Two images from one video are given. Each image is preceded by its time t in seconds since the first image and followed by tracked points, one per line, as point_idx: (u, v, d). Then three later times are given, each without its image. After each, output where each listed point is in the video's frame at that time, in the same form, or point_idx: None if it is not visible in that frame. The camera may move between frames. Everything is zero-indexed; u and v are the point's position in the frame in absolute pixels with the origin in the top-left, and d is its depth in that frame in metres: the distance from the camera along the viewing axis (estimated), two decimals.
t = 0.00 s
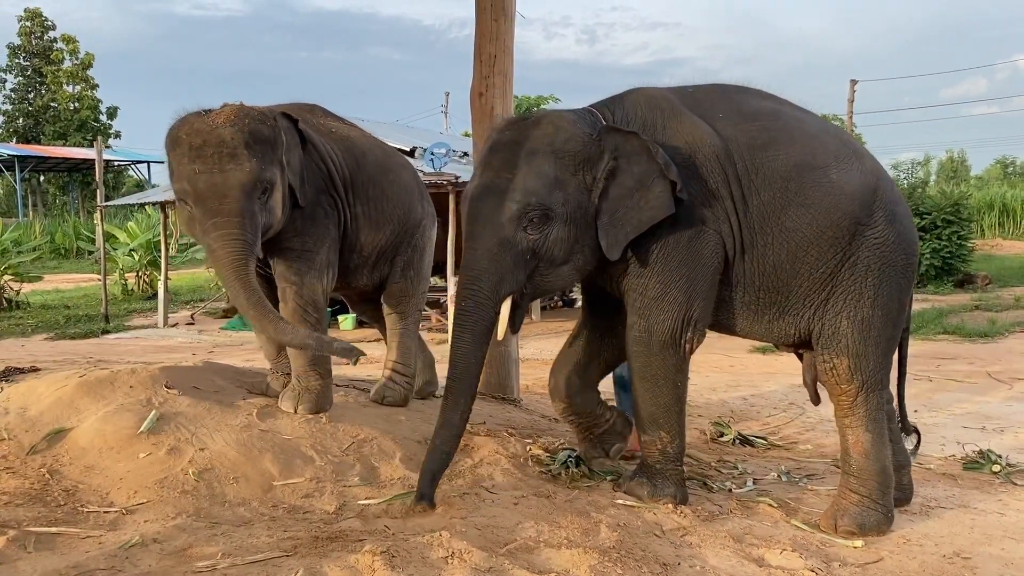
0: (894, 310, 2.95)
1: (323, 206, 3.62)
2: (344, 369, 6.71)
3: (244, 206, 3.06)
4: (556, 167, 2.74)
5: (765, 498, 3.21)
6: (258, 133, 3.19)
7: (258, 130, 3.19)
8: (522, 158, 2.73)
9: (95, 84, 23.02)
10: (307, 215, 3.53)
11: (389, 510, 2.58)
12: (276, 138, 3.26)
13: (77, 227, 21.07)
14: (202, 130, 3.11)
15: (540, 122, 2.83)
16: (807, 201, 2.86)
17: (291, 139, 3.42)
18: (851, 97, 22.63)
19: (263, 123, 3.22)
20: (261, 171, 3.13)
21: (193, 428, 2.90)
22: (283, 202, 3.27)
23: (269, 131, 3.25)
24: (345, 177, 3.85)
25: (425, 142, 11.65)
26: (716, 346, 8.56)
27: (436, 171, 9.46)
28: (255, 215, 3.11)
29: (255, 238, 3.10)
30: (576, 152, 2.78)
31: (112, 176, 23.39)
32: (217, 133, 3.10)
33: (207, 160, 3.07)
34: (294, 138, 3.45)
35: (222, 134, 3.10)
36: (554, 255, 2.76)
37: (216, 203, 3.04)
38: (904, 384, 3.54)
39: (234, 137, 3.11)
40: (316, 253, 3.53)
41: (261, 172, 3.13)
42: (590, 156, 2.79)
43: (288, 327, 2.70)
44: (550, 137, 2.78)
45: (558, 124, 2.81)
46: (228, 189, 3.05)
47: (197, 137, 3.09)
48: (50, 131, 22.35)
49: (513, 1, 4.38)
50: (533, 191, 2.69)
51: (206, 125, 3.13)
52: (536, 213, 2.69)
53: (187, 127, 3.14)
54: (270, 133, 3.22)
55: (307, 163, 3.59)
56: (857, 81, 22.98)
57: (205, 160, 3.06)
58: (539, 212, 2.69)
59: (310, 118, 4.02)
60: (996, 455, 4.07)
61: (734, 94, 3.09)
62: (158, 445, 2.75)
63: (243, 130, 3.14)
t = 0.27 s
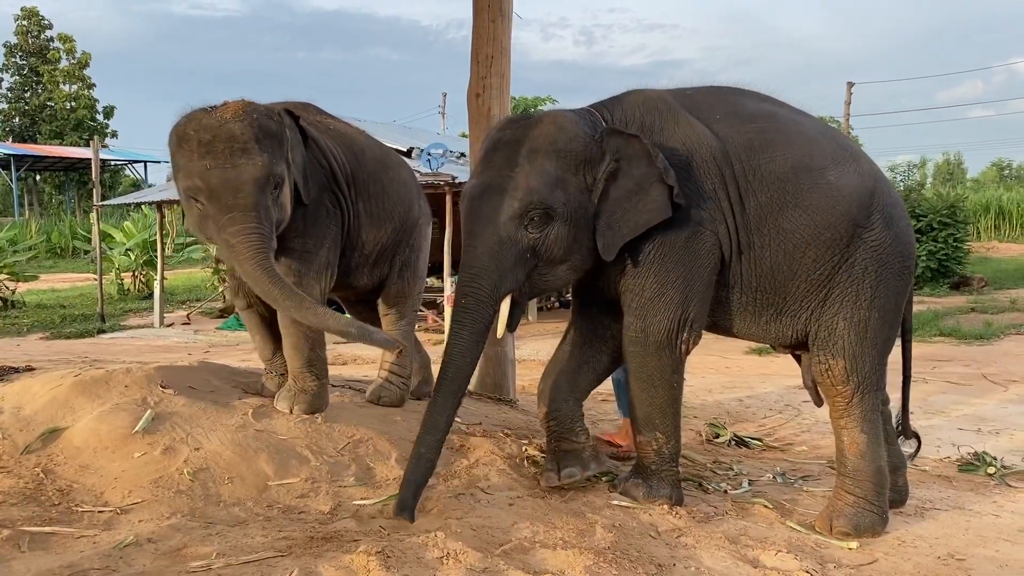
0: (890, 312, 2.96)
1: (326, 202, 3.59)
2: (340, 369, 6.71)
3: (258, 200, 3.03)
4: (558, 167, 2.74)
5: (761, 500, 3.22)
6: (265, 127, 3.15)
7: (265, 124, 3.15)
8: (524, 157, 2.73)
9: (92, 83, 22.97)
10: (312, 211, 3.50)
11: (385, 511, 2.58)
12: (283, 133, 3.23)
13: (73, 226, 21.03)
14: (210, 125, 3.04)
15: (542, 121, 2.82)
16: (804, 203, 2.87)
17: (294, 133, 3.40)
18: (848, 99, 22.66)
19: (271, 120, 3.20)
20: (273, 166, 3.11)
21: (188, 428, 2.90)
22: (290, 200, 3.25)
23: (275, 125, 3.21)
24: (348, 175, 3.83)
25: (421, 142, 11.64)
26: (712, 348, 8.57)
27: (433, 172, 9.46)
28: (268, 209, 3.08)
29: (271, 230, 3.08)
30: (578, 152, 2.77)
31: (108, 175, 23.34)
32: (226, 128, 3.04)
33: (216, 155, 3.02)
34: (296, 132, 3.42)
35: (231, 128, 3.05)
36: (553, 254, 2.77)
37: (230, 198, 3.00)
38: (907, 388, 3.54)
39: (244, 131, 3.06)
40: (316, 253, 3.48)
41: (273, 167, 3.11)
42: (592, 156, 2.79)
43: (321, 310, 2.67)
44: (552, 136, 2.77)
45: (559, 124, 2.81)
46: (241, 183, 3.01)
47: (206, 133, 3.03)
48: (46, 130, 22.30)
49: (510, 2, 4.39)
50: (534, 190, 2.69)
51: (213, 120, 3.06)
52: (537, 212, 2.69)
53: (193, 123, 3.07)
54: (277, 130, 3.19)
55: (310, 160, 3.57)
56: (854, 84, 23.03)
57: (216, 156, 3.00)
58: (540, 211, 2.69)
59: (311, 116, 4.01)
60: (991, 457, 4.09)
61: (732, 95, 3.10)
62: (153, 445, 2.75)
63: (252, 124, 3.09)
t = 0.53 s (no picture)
0: (885, 316, 2.97)
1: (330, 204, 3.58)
2: (335, 370, 6.70)
3: (271, 204, 3.01)
4: (552, 166, 2.75)
5: (755, 501, 3.22)
6: (274, 130, 3.17)
7: (274, 127, 3.17)
8: (519, 155, 2.74)
9: (87, 82, 22.91)
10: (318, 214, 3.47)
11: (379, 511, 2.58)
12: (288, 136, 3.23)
13: (68, 225, 20.97)
14: (220, 129, 3.06)
15: (537, 120, 2.82)
16: (800, 205, 2.88)
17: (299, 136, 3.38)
18: (843, 101, 22.72)
19: (277, 123, 3.20)
20: (283, 170, 3.10)
21: (183, 428, 2.90)
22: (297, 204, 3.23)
23: (282, 127, 3.23)
24: (348, 176, 3.83)
25: (417, 143, 11.65)
26: (707, 349, 8.58)
27: (429, 172, 9.47)
28: (280, 213, 3.05)
29: (285, 236, 3.04)
30: (572, 151, 2.78)
31: (104, 175, 23.28)
32: (236, 131, 3.05)
33: (227, 159, 3.02)
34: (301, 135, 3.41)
35: (242, 132, 3.05)
36: (547, 253, 2.77)
37: (243, 203, 2.97)
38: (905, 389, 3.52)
39: (254, 135, 3.07)
40: (315, 255, 3.42)
41: (283, 171, 3.10)
42: (588, 156, 2.80)
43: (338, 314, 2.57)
44: (547, 134, 2.77)
45: (554, 123, 2.81)
46: (254, 188, 2.99)
47: (216, 137, 3.04)
48: (41, 129, 22.24)
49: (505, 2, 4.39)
50: (528, 189, 2.69)
51: (223, 124, 3.08)
52: (531, 210, 2.69)
53: (202, 127, 3.08)
54: (281, 131, 3.18)
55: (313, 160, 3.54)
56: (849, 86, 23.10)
57: (226, 159, 3.00)
58: (534, 209, 2.70)
59: (309, 114, 4.00)
60: (985, 458, 4.10)
61: (728, 97, 3.11)
62: (147, 445, 2.74)
63: (261, 128, 3.11)
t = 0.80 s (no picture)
0: (877, 319, 2.98)
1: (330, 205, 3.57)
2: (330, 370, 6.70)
3: (277, 208, 3.01)
4: (550, 167, 2.75)
5: (749, 501, 3.23)
6: (279, 133, 3.17)
7: (278, 129, 3.17)
8: (518, 156, 2.73)
9: (81, 81, 22.83)
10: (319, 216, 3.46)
11: (373, 512, 2.58)
12: (291, 138, 3.22)
13: (61, 225, 20.90)
14: (225, 131, 3.05)
15: (535, 121, 2.82)
16: (795, 207, 2.88)
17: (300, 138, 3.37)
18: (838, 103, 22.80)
19: (279, 125, 3.20)
20: (289, 173, 3.10)
21: (176, 428, 2.89)
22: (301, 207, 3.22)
23: (286, 129, 3.23)
24: (347, 177, 3.82)
25: (412, 143, 11.64)
26: (702, 350, 8.60)
27: (424, 172, 9.46)
28: (286, 217, 3.06)
29: (290, 239, 3.03)
30: (570, 152, 2.78)
31: (98, 174, 23.21)
32: (242, 133, 3.05)
33: (233, 162, 3.02)
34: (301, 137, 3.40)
35: (248, 134, 3.05)
36: (543, 254, 2.77)
37: (249, 207, 2.97)
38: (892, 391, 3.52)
39: (260, 137, 3.07)
40: (313, 257, 3.40)
41: (289, 174, 3.10)
42: (586, 158, 2.80)
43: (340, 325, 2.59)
44: (545, 135, 2.78)
45: (553, 125, 2.81)
46: (260, 191, 2.99)
47: (221, 139, 3.03)
48: (34, 128, 22.15)
49: (500, 3, 4.40)
50: (526, 190, 2.69)
51: (229, 126, 3.07)
52: (529, 211, 2.69)
53: (207, 128, 3.08)
54: (284, 134, 3.18)
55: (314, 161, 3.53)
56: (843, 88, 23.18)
57: (233, 162, 3.00)
58: (532, 210, 2.70)
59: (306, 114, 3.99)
60: (978, 459, 4.12)
61: (723, 98, 3.11)
62: (140, 446, 2.73)
63: (267, 131, 3.11)
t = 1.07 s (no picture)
0: (870, 318, 2.99)
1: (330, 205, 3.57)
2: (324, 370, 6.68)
3: (282, 209, 3.01)
4: (549, 168, 2.75)
5: (742, 501, 3.24)
6: (281, 133, 3.18)
7: (280, 130, 3.18)
8: (517, 156, 2.73)
9: (74, 81, 22.76)
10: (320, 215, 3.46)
11: (367, 512, 2.58)
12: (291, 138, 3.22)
13: (55, 224, 20.82)
14: (228, 131, 3.05)
15: (533, 122, 2.82)
16: (788, 208, 2.89)
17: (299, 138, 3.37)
18: (832, 103, 22.87)
19: (280, 126, 3.20)
20: (292, 173, 3.11)
21: (170, 428, 2.88)
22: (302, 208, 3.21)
23: (287, 130, 3.24)
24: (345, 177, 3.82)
25: (407, 143, 11.62)
26: (697, 350, 8.61)
27: (419, 172, 9.46)
28: (291, 216, 3.06)
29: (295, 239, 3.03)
30: (567, 153, 2.78)
31: (91, 174, 23.13)
32: (245, 134, 3.05)
33: (237, 161, 3.02)
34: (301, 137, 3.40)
35: (251, 134, 3.05)
36: (542, 255, 2.77)
37: (255, 206, 2.97)
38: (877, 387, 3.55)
39: (263, 138, 3.07)
40: (312, 257, 3.40)
41: (292, 174, 3.10)
42: (585, 159, 2.81)
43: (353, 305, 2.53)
44: (544, 137, 2.78)
45: (552, 126, 2.82)
46: (266, 190, 2.99)
47: (225, 139, 3.03)
48: (27, 127, 22.07)
49: (495, 2, 4.39)
50: (526, 191, 2.68)
51: (232, 126, 3.07)
52: (529, 213, 2.69)
53: (209, 128, 3.07)
54: (285, 134, 3.18)
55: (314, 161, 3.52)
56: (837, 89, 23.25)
57: (238, 162, 3.00)
58: (532, 212, 2.69)
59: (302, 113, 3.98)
60: (970, 459, 4.13)
61: (716, 98, 3.12)
62: (133, 446, 2.72)
63: (269, 131, 3.12)
